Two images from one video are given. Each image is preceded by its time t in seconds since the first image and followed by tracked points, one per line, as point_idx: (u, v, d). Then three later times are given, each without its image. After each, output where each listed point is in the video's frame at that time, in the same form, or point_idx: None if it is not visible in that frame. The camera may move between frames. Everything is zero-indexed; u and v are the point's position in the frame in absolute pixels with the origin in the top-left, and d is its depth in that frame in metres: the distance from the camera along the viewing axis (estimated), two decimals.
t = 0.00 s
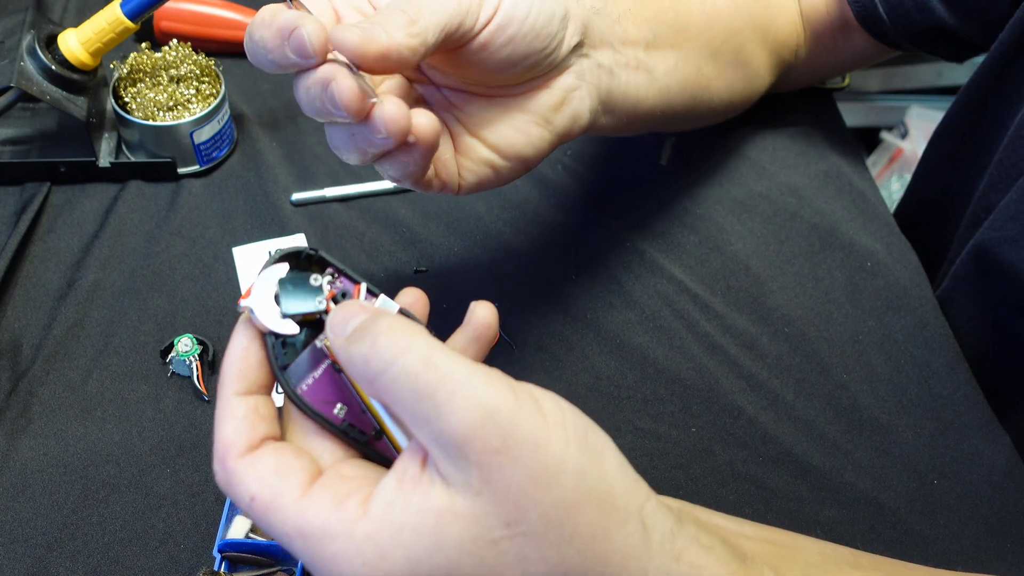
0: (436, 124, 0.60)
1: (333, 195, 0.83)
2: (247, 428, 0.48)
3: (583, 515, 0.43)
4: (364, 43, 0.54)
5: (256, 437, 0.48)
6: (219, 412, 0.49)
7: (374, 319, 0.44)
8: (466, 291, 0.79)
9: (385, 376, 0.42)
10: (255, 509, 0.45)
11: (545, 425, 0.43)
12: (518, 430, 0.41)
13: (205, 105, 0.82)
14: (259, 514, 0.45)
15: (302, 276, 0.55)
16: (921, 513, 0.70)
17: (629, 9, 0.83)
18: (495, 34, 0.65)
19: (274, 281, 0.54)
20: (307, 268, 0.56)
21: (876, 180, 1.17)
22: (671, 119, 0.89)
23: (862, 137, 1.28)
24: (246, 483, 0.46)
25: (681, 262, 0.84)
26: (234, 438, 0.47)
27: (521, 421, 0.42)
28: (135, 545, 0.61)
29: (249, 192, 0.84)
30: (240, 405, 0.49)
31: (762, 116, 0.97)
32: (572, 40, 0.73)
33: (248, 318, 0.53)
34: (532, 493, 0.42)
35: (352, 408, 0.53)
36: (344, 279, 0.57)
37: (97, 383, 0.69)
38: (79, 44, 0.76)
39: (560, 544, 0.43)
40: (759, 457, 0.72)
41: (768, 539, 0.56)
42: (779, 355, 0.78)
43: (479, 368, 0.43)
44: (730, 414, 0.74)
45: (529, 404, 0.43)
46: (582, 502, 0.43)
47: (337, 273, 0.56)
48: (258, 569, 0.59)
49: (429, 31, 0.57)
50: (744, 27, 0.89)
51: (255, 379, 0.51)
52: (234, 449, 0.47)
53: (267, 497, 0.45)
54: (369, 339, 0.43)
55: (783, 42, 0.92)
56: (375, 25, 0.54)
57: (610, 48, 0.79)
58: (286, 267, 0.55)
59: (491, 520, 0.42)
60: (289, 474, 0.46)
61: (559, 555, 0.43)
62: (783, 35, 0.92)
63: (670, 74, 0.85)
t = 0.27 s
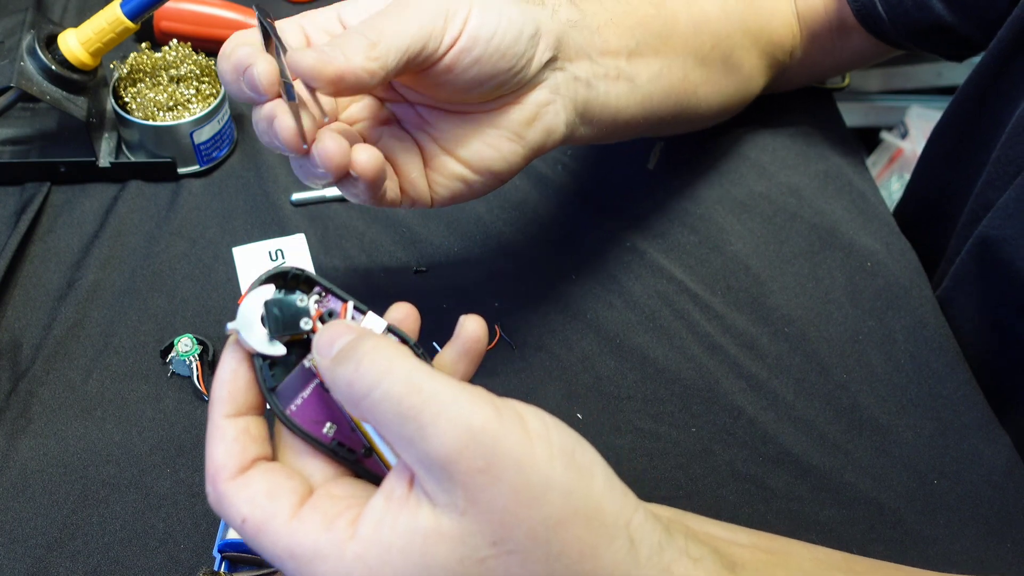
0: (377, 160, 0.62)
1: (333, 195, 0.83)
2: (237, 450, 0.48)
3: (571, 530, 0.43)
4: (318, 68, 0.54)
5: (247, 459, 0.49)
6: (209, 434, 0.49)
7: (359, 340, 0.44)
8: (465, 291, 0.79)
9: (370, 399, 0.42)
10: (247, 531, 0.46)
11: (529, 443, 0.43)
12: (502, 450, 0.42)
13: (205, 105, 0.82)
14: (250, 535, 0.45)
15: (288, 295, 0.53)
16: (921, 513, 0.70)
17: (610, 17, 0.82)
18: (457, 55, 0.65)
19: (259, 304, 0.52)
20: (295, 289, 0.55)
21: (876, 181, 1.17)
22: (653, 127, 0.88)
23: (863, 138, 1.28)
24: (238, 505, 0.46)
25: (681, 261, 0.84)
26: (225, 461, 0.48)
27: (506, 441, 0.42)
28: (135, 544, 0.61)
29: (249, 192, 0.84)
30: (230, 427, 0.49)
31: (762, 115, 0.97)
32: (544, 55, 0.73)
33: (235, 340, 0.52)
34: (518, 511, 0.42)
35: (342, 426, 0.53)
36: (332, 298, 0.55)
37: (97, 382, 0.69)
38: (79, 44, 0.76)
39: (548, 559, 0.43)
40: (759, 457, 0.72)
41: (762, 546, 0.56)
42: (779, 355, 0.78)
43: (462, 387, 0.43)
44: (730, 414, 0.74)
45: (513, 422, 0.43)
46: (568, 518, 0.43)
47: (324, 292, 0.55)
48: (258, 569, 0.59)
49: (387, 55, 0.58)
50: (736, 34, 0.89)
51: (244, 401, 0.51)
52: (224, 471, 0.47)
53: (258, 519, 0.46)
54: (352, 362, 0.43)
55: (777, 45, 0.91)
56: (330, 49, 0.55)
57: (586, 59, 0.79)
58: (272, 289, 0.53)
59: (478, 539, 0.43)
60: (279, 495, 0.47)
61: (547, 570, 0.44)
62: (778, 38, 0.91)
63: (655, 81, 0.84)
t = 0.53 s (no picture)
0: (375, 214, 0.63)
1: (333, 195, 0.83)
2: (231, 463, 0.48)
3: (558, 539, 0.44)
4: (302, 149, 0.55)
5: (240, 472, 0.48)
6: (203, 447, 0.49)
7: (348, 353, 0.44)
8: (465, 291, 0.79)
9: (359, 411, 0.42)
10: (239, 542, 0.45)
11: (517, 453, 0.43)
12: (491, 461, 0.42)
13: (205, 105, 0.82)
14: (242, 547, 0.45)
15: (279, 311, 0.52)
16: (921, 513, 0.70)
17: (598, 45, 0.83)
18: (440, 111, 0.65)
19: (250, 318, 0.52)
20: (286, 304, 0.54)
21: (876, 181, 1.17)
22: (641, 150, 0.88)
23: (863, 138, 1.28)
24: (230, 517, 0.46)
25: (681, 261, 0.84)
26: (218, 474, 0.47)
27: (495, 452, 0.42)
28: (136, 544, 0.61)
29: (249, 192, 0.84)
30: (223, 441, 0.49)
31: (762, 116, 0.97)
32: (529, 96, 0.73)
33: (228, 354, 0.52)
34: (507, 520, 0.42)
35: (334, 438, 0.53)
36: (322, 312, 0.55)
37: (97, 382, 0.69)
38: (79, 44, 0.76)
39: (536, 565, 0.44)
40: (759, 457, 0.72)
41: (755, 552, 0.56)
42: (779, 354, 0.78)
43: (450, 400, 0.43)
44: (730, 414, 0.74)
45: (502, 433, 0.43)
46: (556, 526, 0.43)
47: (316, 306, 0.54)
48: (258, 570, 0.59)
49: (368, 124, 0.58)
50: (731, 44, 0.89)
51: (237, 416, 0.51)
52: (218, 484, 0.47)
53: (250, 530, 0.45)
54: (341, 375, 0.42)
55: (773, 53, 0.92)
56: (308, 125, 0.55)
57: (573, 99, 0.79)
58: (263, 304, 0.53)
59: (468, 548, 0.43)
60: (272, 508, 0.46)
61: None
62: (775, 44, 0.91)
63: (647, 108, 0.84)
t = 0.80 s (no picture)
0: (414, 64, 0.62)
1: (333, 195, 0.83)
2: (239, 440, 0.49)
3: (563, 528, 0.43)
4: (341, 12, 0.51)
5: (248, 449, 0.49)
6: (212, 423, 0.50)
7: (363, 334, 0.45)
8: (465, 291, 0.79)
9: (371, 390, 0.43)
10: (245, 519, 0.46)
11: (525, 441, 0.43)
12: (500, 445, 0.42)
13: (205, 105, 0.82)
14: (248, 524, 0.45)
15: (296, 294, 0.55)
16: (921, 513, 0.70)
17: None
18: None
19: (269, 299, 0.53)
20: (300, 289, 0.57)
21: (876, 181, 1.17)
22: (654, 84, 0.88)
23: (863, 138, 1.28)
24: (237, 495, 0.46)
25: (681, 261, 0.84)
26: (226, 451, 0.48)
27: (504, 437, 0.42)
28: (136, 544, 0.61)
29: (249, 192, 0.84)
30: (232, 418, 0.50)
31: (762, 116, 0.97)
32: None
33: (242, 334, 0.52)
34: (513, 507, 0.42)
35: (341, 424, 0.52)
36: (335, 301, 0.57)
37: (97, 382, 0.69)
38: (79, 44, 0.76)
39: (542, 556, 0.43)
40: (759, 457, 0.72)
41: (755, 549, 0.56)
42: (779, 354, 0.78)
43: (462, 383, 0.44)
44: (730, 414, 0.74)
45: (510, 420, 0.44)
46: (562, 516, 0.43)
47: (330, 293, 0.57)
48: (258, 570, 0.59)
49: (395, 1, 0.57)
50: (739, 21, 0.90)
51: (248, 394, 0.52)
52: (225, 460, 0.48)
53: (257, 509, 0.46)
54: (357, 352, 0.44)
55: (778, 40, 0.92)
56: None
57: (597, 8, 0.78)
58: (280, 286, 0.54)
59: (472, 532, 0.43)
60: (278, 487, 0.47)
61: (540, 568, 0.43)
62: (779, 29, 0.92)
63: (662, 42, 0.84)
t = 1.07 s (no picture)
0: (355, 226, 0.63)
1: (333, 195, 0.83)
2: (242, 429, 0.49)
3: (564, 516, 0.43)
4: (304, 151, 0.53)
5: (251, 439, 0.49)
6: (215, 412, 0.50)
7: (373, 322, 0.46)
8: (466, 291, 0.79)
9: (378, 375, 0.43)
10: (248, 507, 0.46)
11: (528, 430, 0.44)
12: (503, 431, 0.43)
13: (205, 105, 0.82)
14: (252, 512, 0.46)
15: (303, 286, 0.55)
16: (921, 513, 0.70)
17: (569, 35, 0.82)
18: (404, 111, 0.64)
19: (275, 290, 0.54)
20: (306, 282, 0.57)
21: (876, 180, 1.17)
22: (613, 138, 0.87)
23: (863, 137, 1.28)
24: (240, 483, 0.46)
25: (681, 261, 0.84)
26: (229, 439, 0.48)
27: (508, 425, 0.43)
28: (136, 544, 0.61)
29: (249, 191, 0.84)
30: (235, 407, 0.50)
31: (762, 115, 0.97)
32: (508, 94, 0.72)
33: (248, 324, 0.53)
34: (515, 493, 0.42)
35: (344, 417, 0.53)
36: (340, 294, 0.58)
37: (97, 382, 0.69)
38: (78, 44, 0.76)
39: (543, 544, 0.43)
40: (759, 457, 0.72)
41: (754, 545, 0.56)
42: (779, 354, 0.78)
43: (468, 371, 0.44)
44: (730, 414, 0.74)
45: (514, 408, 0.44)
46: (564, 504, 0.43)
47: (334, 287, 0.56)
48: (259, 569, 0.59)
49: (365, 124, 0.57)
50: (713, 51, 0.89)
51: (252, 384, 0.52)
52: (229, 449, 0.48)
53: (260, 497, 0.46)
54: (367, 338, 0.44)
55: (760, 60, 0.92)
56: (312, 123, 0.53)
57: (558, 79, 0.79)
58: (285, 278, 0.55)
59: (475, 517, 0.43)
60: (282, 475, 0.47)
61: (541, 555, 0.43)
62: (762, 52, 0.92)
63: (613, 106, 0.85)
